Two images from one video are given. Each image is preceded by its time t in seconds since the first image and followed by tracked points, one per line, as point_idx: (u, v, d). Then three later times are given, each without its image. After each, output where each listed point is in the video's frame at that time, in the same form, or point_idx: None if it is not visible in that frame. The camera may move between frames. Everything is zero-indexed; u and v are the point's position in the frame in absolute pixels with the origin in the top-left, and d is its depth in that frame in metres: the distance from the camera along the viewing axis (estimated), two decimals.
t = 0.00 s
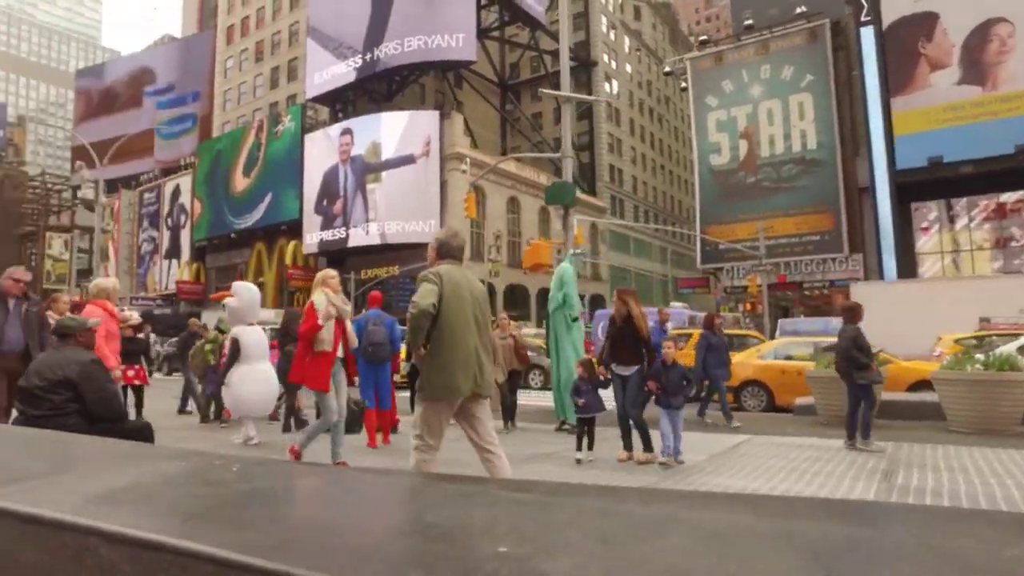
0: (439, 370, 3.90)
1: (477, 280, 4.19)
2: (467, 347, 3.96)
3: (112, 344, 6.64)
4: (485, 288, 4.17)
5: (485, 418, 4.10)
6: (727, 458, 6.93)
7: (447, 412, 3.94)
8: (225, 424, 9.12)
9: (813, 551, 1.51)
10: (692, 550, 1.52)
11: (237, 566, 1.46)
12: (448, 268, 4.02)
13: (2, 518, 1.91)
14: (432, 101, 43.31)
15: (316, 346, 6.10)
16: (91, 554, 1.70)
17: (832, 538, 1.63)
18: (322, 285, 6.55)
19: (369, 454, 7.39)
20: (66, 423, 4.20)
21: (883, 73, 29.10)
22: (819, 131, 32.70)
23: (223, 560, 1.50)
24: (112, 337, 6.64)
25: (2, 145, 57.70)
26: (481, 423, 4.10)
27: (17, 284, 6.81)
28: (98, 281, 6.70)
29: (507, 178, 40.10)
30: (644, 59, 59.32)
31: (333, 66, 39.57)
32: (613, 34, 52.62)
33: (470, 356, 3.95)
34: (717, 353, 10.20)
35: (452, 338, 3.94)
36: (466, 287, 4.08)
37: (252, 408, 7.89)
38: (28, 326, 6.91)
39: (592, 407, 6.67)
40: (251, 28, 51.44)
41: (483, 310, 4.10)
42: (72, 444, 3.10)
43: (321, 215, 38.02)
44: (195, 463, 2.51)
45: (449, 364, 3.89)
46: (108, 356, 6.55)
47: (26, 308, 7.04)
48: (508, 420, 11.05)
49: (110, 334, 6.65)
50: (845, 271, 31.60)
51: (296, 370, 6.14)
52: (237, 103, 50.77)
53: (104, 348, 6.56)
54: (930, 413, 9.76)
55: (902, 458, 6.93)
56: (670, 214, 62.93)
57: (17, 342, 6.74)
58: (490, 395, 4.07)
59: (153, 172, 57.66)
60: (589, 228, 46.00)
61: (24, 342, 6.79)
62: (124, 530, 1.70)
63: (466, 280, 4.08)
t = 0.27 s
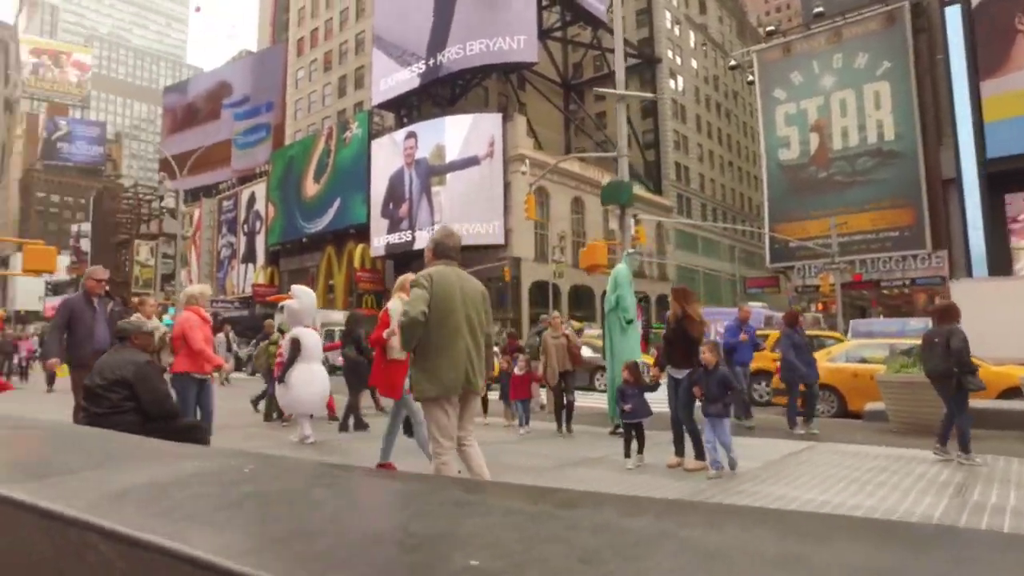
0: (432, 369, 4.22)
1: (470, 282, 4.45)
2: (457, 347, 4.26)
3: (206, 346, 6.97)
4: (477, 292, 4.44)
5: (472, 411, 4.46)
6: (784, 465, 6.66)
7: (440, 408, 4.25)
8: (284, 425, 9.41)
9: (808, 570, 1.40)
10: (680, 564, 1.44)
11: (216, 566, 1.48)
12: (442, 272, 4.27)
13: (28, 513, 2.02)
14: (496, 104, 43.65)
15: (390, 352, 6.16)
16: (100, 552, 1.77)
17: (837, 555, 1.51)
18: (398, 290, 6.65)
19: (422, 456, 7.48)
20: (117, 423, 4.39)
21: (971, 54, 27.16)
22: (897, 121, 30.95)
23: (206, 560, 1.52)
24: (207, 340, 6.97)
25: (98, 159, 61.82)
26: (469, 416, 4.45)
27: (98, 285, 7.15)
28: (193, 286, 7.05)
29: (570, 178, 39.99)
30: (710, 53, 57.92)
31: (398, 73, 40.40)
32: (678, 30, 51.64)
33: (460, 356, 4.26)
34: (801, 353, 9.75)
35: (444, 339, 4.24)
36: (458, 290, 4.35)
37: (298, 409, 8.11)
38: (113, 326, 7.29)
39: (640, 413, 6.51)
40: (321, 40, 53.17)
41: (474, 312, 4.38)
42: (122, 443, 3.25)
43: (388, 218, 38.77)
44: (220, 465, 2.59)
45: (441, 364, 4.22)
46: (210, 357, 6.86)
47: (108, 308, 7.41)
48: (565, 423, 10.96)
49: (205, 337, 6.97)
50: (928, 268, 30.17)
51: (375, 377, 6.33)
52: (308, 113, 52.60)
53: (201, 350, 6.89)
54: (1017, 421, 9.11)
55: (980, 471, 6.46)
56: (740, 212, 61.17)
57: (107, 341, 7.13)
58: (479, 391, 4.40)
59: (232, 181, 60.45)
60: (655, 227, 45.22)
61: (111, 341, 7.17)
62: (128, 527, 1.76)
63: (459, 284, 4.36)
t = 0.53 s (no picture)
0: (448, 373, 4.25)
1: (486, 287, 4.48)
2: (474, 348, 4.28)
3: (288, 343, 7.29)
4: (493, 295, 4.46)
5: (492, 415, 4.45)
6: (847, 473, 6.37)
7: (460, 410, 4.25)
8: (343, 425, 9.59)
9: None
10: None
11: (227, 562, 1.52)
12: (456, 278, 4.32)
13: (77, 502, 2.14)
14: (558, 104, 43.58)
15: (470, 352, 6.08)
16: (130, 546, 1.84)
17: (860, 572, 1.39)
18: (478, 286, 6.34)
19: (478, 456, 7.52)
20: (177, 421, 4.61)
21: None
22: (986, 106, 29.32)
23: (217, 554, 1.56)
24: (290, 337, 7.30)
25: (183, 169, 65.35)
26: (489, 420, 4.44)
27: (176, 286, 7.07)
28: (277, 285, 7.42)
29: (634, 176, 39.52)
30: (780, 43, 56.00)
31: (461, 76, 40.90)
32: (745, 21, 50.19)
33: (477, 358, 4.28)
34: (894, 356, 8.93)
35: (460, 343, 4.27)
36: (473, 294, 4.39)
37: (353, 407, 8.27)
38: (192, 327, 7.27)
39: (691, 416, 6.36)
40: (387, 47, 54.39)
41: (490, 315, 4.41)
42: (178, 441, 3.40)
43: (453, 220, 39.04)
44: (258, 462, 2.67)
45: (456, 366, 4.24)
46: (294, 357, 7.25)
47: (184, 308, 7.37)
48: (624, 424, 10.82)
49: (288, 335, 7.30)
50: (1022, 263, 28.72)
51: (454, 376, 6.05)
52: (376, 118, 53.91)
53: (286, 346, 7.25)
54: None
55: None
56: (814, 208, 58.88)
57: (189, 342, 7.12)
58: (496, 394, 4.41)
59: (305, 187, 62.62)
60: (723, 224, 44.07)
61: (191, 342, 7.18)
62: (157, 517, 1.84)
63: (475, 287, 4.40)
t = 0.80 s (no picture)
0: (461, 371, 4.37)
1: (504, 290, 4.56)
2: (486, 348, 4.39)
3: (354, 344, 7.41)
4: (510, 299, 4.54)
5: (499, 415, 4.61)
6: (908, 480, 6.04)
7: (471, 408, 4.38)
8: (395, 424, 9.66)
9: None
10: None
11: (226, 548, 1.55)
12: (474, 278, 4.42)
13: (105, 496, 2.21)
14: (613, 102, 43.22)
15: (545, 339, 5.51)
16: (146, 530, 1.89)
17: None
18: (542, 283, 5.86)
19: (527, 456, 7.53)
20: (230, 411, 4.77)
21: None
22: None
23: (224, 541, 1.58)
24: (359, 338, 7.48)
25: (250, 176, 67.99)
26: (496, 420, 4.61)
27: (248, 287, 7.44)
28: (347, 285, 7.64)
29: (692, 174, 38.81)
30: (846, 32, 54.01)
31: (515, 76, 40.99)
32: (808, 10, 48.60)
33: (488, 359, 4.37)
34: (977, 356, 7.89)
35: (474, 343, 4.38)
36: (490, 298, 4.47)
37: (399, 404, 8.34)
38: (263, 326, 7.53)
39: (741, 419, 6.13)
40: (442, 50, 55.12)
41: (504, 318, 4.51)
42: (222, 434, 3.53)
43: (508, 221, 39.11)
44: (285, 459, 2.71)
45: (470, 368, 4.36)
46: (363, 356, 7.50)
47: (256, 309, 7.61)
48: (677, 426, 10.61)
49: (356, 335, 7.46)
50: None
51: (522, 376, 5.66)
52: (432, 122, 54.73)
53: (353, 347, 7.37)
54: None
55: None
56: (885, 202, 56.47)
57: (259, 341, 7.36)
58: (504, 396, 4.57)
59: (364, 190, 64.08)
60: (785, 221, 42.79)
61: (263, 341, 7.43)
62: (169, 508, 1.87)
63: (491, 291, 4.48)
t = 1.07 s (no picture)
0: (497, 363, 4.71)
1: (539, 287, 4.88)
2: (521, 343, 4.70)
3: (441, 341, 7.53)
4: (545, 296, 4.84)
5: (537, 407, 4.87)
6: (1005, 495, 5.58)
7: (504, 398, 4.70)
8: (462, 424, 9.69)
9: None
10: None
11: (240, 545, 1.61)
12: (509, 277, 4.74)
13: (150, 490, 2.33)
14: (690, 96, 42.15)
15: (648, 351, 5.29)
16: (180, 526, 1.98)
17: None
18: (640, 280, 5.67)
19: (592, 458, 7.43)
20: (290, 408, 4.93)
21: None
22: None
23: (240, 538, 1.65)
24: (445, 336, 7.56)
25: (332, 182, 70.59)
26: (534, 411, 4.88)
27: (330, 283, 7.58)
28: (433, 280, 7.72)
29: (774, 167, 37.35)
30: (945, 10, 50.48)
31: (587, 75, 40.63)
32: None
33: (523, 353, 4.68)
34: None
35: (510, 338, 4.70)
36: (526, 294, 4.79)
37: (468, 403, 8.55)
38: (345, 324, 7.74)
39: (817, 424, 5.81)
40: (515, 52, 55.34)
41: (540, 314, 4.80)
42: (276, 432, 3.64)
43: (582, 222, 38.62)
44: (327, 459, 2.78)
45: (506, 360, 4.69)
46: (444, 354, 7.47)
47: (339, 306, 7.77)
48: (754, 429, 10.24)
49: (443, 333, 7.56)
50: None
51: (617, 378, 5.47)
52: (506, 123, 55.04)
53: (440, 345, 7.48)
54: None
55: None
56: (992, 191, 52.43)
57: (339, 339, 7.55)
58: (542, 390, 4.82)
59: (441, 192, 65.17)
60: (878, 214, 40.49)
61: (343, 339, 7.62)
62: (198, 503, 1.96)
63: (527, 288, 4.79)
